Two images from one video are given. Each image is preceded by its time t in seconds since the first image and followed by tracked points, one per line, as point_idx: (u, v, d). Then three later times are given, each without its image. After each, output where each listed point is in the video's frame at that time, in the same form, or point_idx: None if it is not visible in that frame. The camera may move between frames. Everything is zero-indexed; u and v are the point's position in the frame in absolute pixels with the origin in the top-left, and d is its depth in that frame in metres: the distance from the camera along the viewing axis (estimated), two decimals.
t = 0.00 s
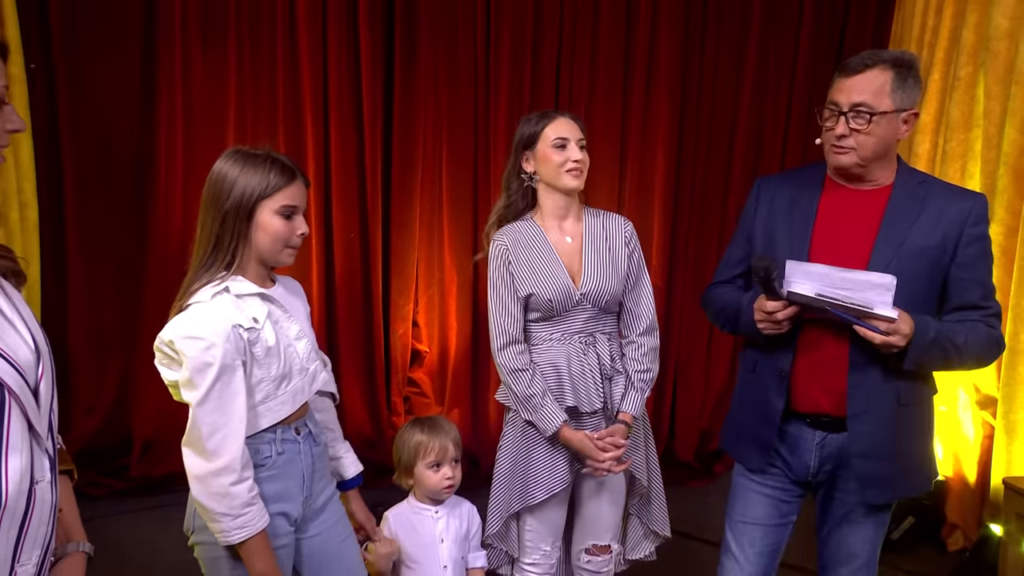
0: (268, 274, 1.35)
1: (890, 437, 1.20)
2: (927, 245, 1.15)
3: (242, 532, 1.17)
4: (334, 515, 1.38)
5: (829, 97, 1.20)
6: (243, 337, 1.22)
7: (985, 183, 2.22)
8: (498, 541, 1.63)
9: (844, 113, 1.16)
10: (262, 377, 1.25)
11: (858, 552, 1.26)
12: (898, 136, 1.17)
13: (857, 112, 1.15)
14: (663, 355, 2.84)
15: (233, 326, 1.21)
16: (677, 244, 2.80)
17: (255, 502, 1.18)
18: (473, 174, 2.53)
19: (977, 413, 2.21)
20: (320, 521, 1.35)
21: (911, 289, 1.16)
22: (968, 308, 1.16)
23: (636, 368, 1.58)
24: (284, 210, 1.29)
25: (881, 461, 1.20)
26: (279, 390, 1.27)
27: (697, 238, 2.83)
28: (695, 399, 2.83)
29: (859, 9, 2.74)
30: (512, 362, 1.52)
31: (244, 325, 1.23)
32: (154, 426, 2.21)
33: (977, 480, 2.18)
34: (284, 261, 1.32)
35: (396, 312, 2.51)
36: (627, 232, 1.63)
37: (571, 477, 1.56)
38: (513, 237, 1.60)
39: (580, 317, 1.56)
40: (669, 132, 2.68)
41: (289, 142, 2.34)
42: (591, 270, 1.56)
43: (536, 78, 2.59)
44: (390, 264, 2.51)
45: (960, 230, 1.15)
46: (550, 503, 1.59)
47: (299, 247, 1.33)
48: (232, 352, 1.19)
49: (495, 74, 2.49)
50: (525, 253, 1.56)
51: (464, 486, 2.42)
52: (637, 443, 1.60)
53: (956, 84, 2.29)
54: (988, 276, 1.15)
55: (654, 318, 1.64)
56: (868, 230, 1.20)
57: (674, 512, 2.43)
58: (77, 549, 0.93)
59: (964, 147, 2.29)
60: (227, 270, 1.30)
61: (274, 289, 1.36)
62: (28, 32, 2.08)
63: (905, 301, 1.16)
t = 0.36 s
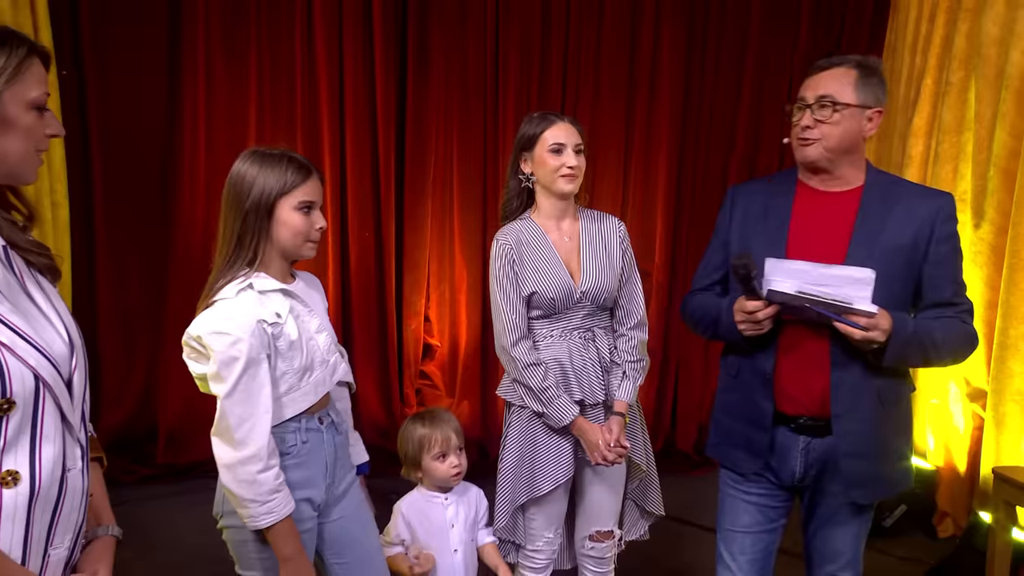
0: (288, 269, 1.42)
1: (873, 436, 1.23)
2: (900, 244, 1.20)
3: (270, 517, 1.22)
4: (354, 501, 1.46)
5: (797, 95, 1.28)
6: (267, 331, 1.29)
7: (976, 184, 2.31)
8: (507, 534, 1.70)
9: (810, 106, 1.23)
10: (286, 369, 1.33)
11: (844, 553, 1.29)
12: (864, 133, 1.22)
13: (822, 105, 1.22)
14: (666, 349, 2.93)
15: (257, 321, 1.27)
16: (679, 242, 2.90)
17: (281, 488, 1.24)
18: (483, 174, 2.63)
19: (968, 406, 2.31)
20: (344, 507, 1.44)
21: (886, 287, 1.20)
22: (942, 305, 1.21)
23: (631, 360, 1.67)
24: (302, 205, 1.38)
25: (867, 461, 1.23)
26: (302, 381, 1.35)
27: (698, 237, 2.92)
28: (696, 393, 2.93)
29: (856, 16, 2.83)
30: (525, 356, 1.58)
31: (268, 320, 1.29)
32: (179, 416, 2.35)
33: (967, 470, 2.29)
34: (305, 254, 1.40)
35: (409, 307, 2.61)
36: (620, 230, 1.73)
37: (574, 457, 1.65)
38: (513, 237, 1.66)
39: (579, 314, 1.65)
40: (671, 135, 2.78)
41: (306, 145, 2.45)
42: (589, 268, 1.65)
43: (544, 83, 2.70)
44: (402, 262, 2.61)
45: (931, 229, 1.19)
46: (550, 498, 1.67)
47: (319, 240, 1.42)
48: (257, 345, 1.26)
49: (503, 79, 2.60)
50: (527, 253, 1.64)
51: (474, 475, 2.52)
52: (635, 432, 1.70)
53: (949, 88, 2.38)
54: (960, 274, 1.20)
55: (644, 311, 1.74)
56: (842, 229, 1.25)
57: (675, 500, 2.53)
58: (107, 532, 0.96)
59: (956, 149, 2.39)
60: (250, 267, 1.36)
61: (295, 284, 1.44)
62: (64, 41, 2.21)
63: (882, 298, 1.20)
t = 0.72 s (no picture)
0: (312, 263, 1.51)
1: (828, 436, 1.26)
2: (854, 242, 1.21)
3: (304, 501, 1.31)
4: (375, 485, 1.56)
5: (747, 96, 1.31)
6: (296, 325, 1.36)
7: (968, 184, 2.40)
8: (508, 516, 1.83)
9: (757, 106, 1.27)
10: (313, 361, 1.41)
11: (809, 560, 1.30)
12: (812, 131, 1.25)
13: (768, 105, 1.25)
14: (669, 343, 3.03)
15: (289, 315, 1.34)
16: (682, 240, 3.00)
17: (314, 474, 1.32)
18: (493, 174, 2.75)
19: (959, 397, 2.41)
20: (369, 493, 1.53)
21: (839, 284, 1.22)
22: (898, 303, 1.22)
23: (627, 354, 1.75)
24: (326, 202, 1.46)
25: (823, 462, 1.26)
26: (328, 372, 1.43)
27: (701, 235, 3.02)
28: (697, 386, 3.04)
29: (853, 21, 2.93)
30: (527, 348, 1.69)
31: (298, 314, 1.37)
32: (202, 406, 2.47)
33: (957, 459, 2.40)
34: (330, 249, 1.49)
35: (422, 302, 2.72)
36: (621, 229, 1.83)
37: (570, 450, 1.76)
38: (516, 236, 1.78)
39: (579, 309, 1.75)
40: (675, 137, 2.88)
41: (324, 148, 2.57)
42: (589, 265, 1.74)
43: (552, 86, 2.81)
44: (416, 258, 2.73)
45: (886, 224, 1.21)
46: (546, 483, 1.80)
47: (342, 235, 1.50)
48: (289, 338, 1.33)
49: (513, 84, 2.72)
50: (530, 250, 1.75)
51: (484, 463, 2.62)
52: (627, 424, 1.79)
53: (942, 92, 2.48)
54: (916, 270, 1.21)
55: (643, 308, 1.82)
56: (797, 228, 1.28)
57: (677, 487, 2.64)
58: (140, 514, 1.01)
59: (949, 151, 2.49)
60: (277, 262, 1.45)
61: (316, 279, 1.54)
62: (93, 48, 2.33)
63: (835, 296, 1.22)
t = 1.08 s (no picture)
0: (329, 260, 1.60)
1: (794, 442, 1.29)
2: (824, 241, 1.24)
3: (330, 483, 1.41)
4: (396, 468, 1.67)
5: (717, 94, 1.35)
6: (313, 317, 1.46)
7: (954, 184, 2.52)
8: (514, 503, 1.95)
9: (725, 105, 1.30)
10: (329, 351, 1.51)
11: (778, 562, 1.35)
12: (780, 129, 1.28)
13: (736, 104, 1.29)
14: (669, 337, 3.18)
15: (304, 308, 1.44)
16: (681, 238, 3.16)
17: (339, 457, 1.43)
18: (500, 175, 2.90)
19: (946, 389, 2.53)
20: (387, 476, 1.64)
21: (809, 284, 1.25)
22: (872, 304, 1.25)
23: (625, 349, 1.86)
24: (344, 202, 1.56)
25: (788, 467, 1.29)
26: (343, 361, 1.53)
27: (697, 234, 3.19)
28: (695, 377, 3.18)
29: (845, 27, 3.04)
30: (528, 341, 1.80)
31: (315, 306, 1.47)
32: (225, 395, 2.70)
33: (944, 448, 2.53)
34: (345, 246, 1.58)
35: (434, 298, 2.87)
36: (623, 229, 1.94)
37: (569, 441, 1.87)
38: (521, 234, 1.91)
39: (579, 304, 1.85)
40: (674, 141, 2.99)
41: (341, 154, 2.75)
42: (590, 264, 1.86)
43: (557, 92, 2.95)
44: (428, 256, 2.88)
45: (857, 224, 1.23)
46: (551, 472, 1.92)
47: (358, 234, 1.59)
48: (306, 330, 1.43)
49: (519, 90, 2.87)
50: (535, 248, 1.87)
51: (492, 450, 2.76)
52: (628, 417, 1.86)
53: (931, 98, 2.60)
54: (889, 270, 1.23)
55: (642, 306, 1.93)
56: (767, 227, 1.32)
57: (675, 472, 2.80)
58: (172, 497, 1.09)
59: (936, 153, 2.60)
60: (295, 257, 1.55)
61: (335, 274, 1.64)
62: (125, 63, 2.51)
63: (804, 295, 1.25)
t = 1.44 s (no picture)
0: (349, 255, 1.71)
1: (765, 463, 1.25)
2: (817, 255, 1.17)
3: (344, 467, 1.53)
4: (416, 456, 1.76)
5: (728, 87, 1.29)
6: (330, 309, 1.56)
7: (943, 185, 2.64)
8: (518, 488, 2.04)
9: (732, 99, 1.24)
10: (347, 342, 1.60)
11: None
12: (789, 129, 1.22)
13: (744, 99, 1.23)
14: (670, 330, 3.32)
15: (322, 301, 1.54)
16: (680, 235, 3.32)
17: (354, 442, 1.55)
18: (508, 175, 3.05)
19: (934, 381, 2.66)
20: (405, 462, 1.74)
21: (796, 299, 1.18)
22: (865, 329, 1.17)
23: (629, 343, 1.97)
24: (359, 198, 1.66)
25: (756, 488, 1.26)
26: (360, 351, 1.62)
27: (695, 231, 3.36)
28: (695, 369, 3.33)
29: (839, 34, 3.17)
30: (535, 335, 1.91)
31: (332, 299, 1.57)
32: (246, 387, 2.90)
33: (931, 437, 2.65)
34: (362, 241, 1.68)
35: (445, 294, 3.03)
36: (627, 228, 2.06)
37: (576, 432, 1.92)
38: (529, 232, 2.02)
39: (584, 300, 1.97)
40: (675, 144, 3.12)
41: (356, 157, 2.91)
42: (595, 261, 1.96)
43: (562, 96, 3.08)
44: (439, 254, 3.04)
45: (858, 239, 1.15)
46: (559, 460, 1.97)
47: (373, 229, 1.69)
48: (324, 321, 1.53)
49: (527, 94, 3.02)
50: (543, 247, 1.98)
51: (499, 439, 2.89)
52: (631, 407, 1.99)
53: (921, 102, 2.71)
54: (888, 293, 1.15)
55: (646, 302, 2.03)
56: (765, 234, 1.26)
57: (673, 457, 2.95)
58: (198, 479, 1.20)
59: (926, 155, 2.72)
60: (316, 251, 1.67)
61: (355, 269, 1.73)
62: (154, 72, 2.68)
63: (789, 312, 1.18)
